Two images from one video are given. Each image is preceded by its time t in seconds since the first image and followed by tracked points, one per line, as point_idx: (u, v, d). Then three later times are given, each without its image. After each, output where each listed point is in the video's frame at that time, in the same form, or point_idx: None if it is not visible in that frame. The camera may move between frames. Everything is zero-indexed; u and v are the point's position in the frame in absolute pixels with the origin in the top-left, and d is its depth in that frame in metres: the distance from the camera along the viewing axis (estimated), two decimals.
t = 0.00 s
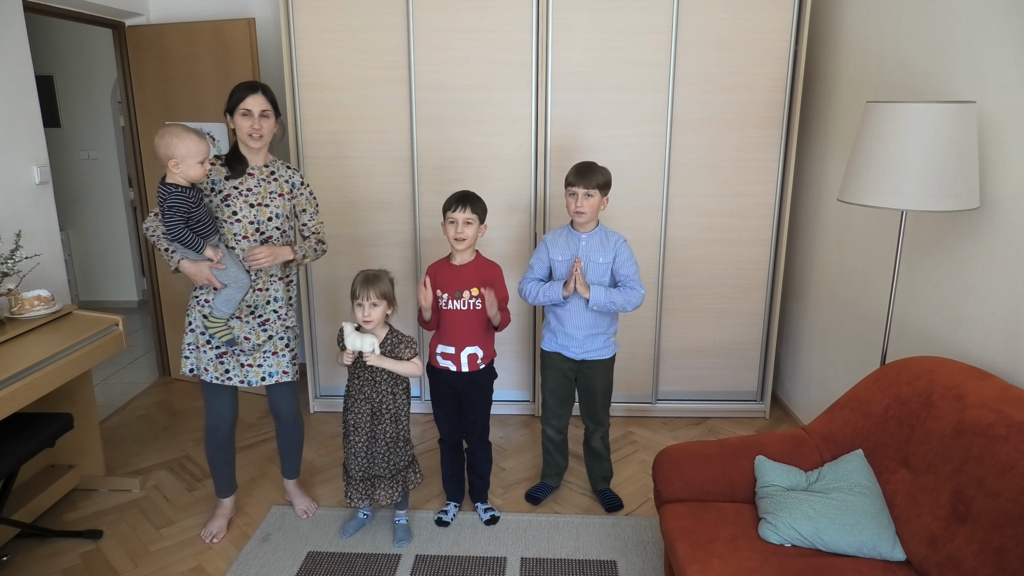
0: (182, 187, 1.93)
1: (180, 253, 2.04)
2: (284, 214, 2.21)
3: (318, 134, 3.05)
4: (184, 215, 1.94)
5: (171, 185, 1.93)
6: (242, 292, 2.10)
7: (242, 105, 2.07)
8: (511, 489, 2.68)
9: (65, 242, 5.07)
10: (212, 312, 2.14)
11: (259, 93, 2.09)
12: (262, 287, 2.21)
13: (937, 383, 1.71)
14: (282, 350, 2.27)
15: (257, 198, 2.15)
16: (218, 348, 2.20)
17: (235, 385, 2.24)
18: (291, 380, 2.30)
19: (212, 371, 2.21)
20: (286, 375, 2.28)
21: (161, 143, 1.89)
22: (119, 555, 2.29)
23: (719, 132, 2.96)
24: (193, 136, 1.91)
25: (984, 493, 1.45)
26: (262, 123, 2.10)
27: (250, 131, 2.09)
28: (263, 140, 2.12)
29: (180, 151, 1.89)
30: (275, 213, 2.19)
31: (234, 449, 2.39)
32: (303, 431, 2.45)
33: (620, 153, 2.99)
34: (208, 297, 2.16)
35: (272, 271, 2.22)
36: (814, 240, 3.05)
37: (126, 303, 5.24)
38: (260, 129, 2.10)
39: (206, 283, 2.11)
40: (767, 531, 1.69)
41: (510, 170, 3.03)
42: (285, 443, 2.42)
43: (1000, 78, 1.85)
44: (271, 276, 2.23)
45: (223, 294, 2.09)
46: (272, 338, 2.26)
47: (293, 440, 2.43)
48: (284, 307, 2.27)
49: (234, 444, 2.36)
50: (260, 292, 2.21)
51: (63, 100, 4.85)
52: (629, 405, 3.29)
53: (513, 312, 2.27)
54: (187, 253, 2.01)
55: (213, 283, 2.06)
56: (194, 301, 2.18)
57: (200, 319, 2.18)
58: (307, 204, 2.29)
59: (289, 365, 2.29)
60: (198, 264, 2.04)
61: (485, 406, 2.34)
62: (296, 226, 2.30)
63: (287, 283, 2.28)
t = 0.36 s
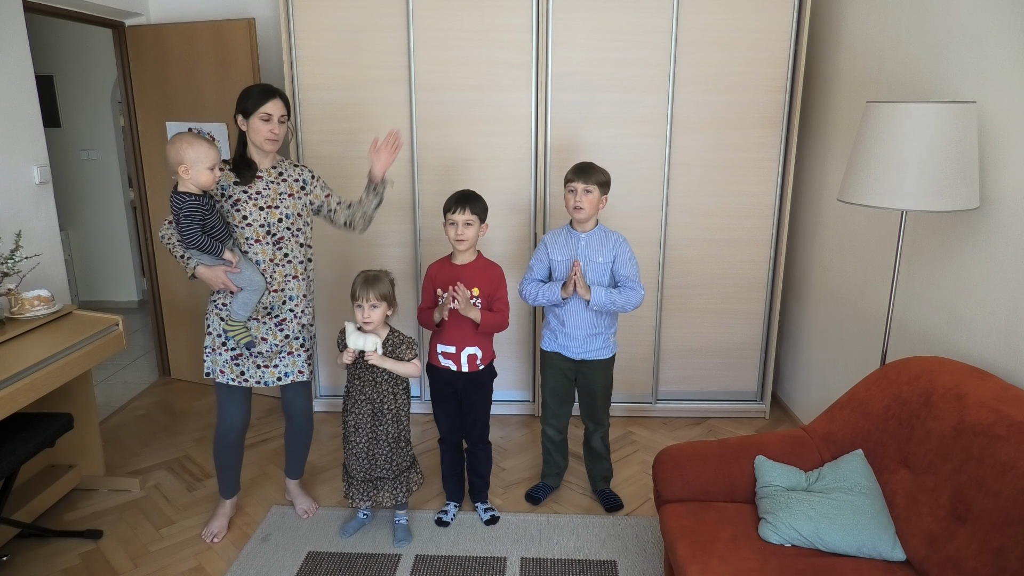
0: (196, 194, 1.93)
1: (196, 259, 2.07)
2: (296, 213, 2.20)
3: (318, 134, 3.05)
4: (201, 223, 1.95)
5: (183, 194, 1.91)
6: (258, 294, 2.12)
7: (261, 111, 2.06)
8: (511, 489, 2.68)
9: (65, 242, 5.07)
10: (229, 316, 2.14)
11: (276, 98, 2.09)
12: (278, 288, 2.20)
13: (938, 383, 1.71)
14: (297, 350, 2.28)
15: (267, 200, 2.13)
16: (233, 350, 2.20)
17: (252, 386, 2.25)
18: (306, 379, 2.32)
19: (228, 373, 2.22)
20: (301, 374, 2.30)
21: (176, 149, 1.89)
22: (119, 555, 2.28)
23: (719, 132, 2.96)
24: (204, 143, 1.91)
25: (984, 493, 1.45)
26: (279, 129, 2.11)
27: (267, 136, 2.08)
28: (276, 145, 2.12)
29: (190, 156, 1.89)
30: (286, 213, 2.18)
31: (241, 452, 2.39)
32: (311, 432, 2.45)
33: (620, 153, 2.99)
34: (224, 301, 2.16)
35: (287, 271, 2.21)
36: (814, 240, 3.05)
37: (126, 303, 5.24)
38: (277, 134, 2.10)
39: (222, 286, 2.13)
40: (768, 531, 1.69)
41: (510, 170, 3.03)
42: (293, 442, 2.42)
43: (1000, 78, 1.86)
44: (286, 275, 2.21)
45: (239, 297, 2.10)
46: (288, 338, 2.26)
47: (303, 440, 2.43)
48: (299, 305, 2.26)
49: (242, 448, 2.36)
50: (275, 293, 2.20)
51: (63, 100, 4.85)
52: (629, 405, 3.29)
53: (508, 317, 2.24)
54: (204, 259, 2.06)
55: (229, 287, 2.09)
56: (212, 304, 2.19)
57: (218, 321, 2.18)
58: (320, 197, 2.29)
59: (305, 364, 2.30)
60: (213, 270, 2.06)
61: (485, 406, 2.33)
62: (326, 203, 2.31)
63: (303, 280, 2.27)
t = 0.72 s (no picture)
0: (178, 186, 1.94)
1: (168, 250, 2.06)
2: (275, 198, 2.18)
3: (318, 134, 3.05)
4: (176, 212, 1.95)
5: (164, 182, 1.93)
6: (228, 290, 2.10)
7: (261, 108, 2.06)
8: (511, 489, 2.68)
9: (65, 242, 5.08)
10: (199, 311, 2.14)
11: (275, 97, 2.10)
12: (249, 277, 2.18)
13: (938, 383, 1.71)
14: (277, 336, 2.28)
15: (245, 191, 2.12)
16: (207, 347, 2.18)
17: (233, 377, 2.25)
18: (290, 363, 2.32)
19: (205, 369, 2.20)
20: (284, 360, 2.30)
21: (167, 139, 1.91)
22: (119, 555, 2.28)
23: (719, 132, 2.96)
24: (195, 138, 1.92)
25: (984, 493, 1.45)
26: (276, 127, 2.12)
27: (263, 133, 2.09)
28: (270, 143, 2.13)
29: (179, 148, 1.90)
30: (265, 201, 2.16)
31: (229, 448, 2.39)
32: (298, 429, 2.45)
33: (620, 153, 2.99)
34: (196, 296, 2.16)
35: (261, 256, 2.19)
36: (814, 240, 3.05)
37: (126, 303, 5.24)
38: (273, 131, 2.11)
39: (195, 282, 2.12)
40: (767, 531, 1.69)
41: (510, 170, 3.03)
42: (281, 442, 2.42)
43: (1000, 78, 1.86)
44: (258, 260, 2.19)
45: (210, 293, 2.09)
46: (264, 324, 2.24)
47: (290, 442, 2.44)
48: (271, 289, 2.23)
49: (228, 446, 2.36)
50: (249, 281, 2.18)
51: (64, 100, 4.85)
52: (629, 405, 3.29)
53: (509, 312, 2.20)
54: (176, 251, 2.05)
55: (199, 281, 2.07)
56: (184, 300, 2.18)
57: (189, 318, 2.17)
58: (295, 168, 2.24)
59: (287, 350, 2.31)
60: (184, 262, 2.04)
61: (485, 406, 2.33)
62: (305, 161, 2.26)
63: (277, 262, 2.24)
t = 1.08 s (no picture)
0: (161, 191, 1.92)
1: (148, 256, 2.05)
2: (260, 214, 2.19)
3: (318, 134, 3.05)
4: (162, 219, 1.94)
5: (150, 188, 1.91)
6: (207, 302, 2.08)
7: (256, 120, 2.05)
8: (511, 489, 2.68)
9: (65, 242, 5.08)
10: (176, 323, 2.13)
11: (268, 111, 2.09)
12: (230, 290, 2.18)
13: (938, 383, 1.71)
14: (255, 354, 2.27)
15: (232, 205, 2.12)
16: (187, 358, 2.18)
17: (210, 393, 2.23)
18: (266, 384, 2.31)
19: (184, 381, 2.20)
20: (261, 380, 2.29)
21: (150, 143, 1.89)
22: (119, 555, 2.28)
23: (720, 132, 2.96)
24: (179, 142, 1.92)
25: (984, 493, 1.45)
26: (269, 139, 2.10)
27: (256, 145, 2.07)
28: (263, 155, 2.11)
29: (163, 153, 1.90)
30: (251, 216, 2.16)
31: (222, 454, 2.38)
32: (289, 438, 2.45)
33: (620, 153, 2.99)
34: (174, 307, 2.15)
35: (242, 271, 2.19)
36: (814, 240, 3.05)
37: (126, 303, 5.24)
38: (266, 144, 2.09)
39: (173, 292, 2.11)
40: (768, 531, 1.69)
41: (510, 170, 3.03)
42: (274, 452, 2.43)
43: (1000, 78, 1.86)
44: (240, 274, 2.19)
45: (188, 304, 2.07)
46: (242, 340, 2.24)
47: (281, 450, 2.43)
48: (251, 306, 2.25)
49: (219, 454, 2.36)
50: (228, 294, 2.18)
51: (64, 100, 4.85)
52: (628, 405, 3.29)
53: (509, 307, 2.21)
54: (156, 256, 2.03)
55: (178, 290, 2.05)
56: (161, 309, 2.17)
57: (166, 329, 2.16)
58: (281, 187, 2.27)
59: (264, 369, 2.30)
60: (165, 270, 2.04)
61: (485, 406, 2.33)
62: (290, 182, 2.29)
63: (259, 278, 2.26)
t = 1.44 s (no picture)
0: (178, 181, 1.91)
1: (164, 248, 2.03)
2: (273, 199, 2.20)
3: (318, 134, 3.05)
4: (182, 209, 1.93)
5: (167, 178, 1.90)
6: (226, 290, 2.08)
7: (260, 109, 2.06)
8: (511, 489, 2.68)
9: (65, 242, 5.08)
10: (195, 313, 2.13)
11: (271, 96, 2.09)
12: (247, 277, 2.18)
13: (938, 383, 1.71)
14: (270, 337, 2.29)
15: (244, 193, 2.12)
16: (205, 349, 2.18)
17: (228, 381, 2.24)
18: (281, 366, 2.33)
19: (202, 371, 2.20)
20: (275, 362, 2.31)
21: (162, 134, 1.89)
22: (119, 555, 2.28)
23: (720, 132, 2.96)
24: (191, 131, 1.91)
25: (984, 493, 1.45)
26: (274, 126, 2.11)
27: (262, 132, 2.08)
28: (270, 142, 2.12)
29: (176, 143, 1.89)
30: (264, 201, 2.17)
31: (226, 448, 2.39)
32: (295, 429, 2.45)
33: (620, 154, 2.99)
34: (192, 298, 2.15)
35: (258, 257, 2.20)
36: (814, 240, 3.05)
37: (126, 303, 5.24)
38: (272, 131, 2.11)
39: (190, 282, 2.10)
40: (768, 531, 1.69)
41: (510, 170, 3.04)
42: (281, 445, 2.44)
43: (1000, 78, 1.86)
44: (256, 260, 2.20)
45: (206, 293, 2.07)
46: (259, 324, 2.26)
47: (287, 440, 2.44)
48: (267, 291, 2.25)
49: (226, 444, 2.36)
50: (245, 281, 2.19)
51: (64, 100, 4.85)
52: (628, 405, 3.29)
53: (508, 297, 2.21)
54: (173, 246, 1.98)
55: (197, 280, 2.02)
56: (178, 302, 2.17)
57: (184, 320, 2.16)
58: (293, 170, 2.26)
59: (279, 352, 2.32)
60: (182, 258, 1.99)
61: (485, 406, 2.33)
62: (302, 164, 2.28)
63: (274, 263, 2.26)
